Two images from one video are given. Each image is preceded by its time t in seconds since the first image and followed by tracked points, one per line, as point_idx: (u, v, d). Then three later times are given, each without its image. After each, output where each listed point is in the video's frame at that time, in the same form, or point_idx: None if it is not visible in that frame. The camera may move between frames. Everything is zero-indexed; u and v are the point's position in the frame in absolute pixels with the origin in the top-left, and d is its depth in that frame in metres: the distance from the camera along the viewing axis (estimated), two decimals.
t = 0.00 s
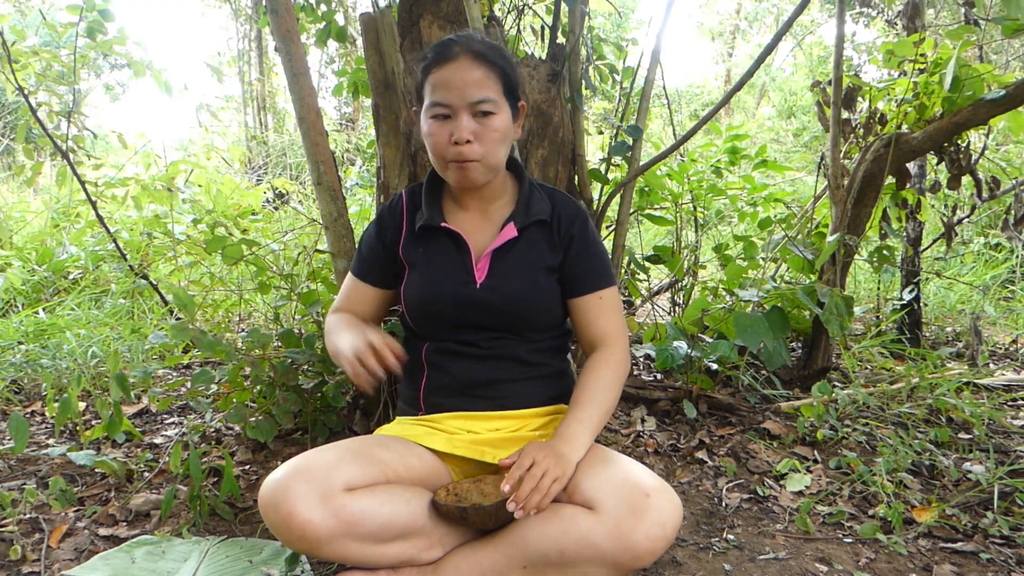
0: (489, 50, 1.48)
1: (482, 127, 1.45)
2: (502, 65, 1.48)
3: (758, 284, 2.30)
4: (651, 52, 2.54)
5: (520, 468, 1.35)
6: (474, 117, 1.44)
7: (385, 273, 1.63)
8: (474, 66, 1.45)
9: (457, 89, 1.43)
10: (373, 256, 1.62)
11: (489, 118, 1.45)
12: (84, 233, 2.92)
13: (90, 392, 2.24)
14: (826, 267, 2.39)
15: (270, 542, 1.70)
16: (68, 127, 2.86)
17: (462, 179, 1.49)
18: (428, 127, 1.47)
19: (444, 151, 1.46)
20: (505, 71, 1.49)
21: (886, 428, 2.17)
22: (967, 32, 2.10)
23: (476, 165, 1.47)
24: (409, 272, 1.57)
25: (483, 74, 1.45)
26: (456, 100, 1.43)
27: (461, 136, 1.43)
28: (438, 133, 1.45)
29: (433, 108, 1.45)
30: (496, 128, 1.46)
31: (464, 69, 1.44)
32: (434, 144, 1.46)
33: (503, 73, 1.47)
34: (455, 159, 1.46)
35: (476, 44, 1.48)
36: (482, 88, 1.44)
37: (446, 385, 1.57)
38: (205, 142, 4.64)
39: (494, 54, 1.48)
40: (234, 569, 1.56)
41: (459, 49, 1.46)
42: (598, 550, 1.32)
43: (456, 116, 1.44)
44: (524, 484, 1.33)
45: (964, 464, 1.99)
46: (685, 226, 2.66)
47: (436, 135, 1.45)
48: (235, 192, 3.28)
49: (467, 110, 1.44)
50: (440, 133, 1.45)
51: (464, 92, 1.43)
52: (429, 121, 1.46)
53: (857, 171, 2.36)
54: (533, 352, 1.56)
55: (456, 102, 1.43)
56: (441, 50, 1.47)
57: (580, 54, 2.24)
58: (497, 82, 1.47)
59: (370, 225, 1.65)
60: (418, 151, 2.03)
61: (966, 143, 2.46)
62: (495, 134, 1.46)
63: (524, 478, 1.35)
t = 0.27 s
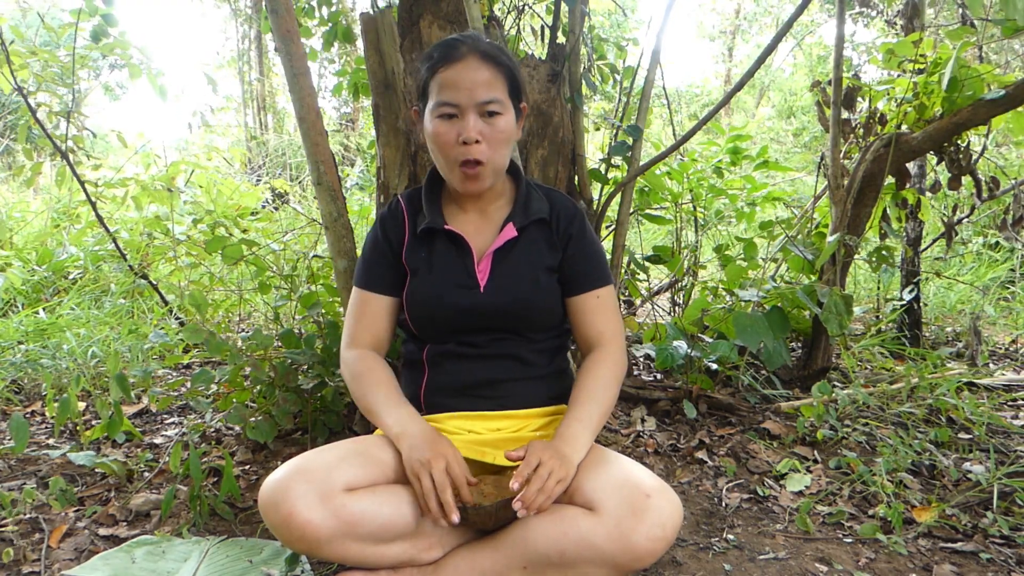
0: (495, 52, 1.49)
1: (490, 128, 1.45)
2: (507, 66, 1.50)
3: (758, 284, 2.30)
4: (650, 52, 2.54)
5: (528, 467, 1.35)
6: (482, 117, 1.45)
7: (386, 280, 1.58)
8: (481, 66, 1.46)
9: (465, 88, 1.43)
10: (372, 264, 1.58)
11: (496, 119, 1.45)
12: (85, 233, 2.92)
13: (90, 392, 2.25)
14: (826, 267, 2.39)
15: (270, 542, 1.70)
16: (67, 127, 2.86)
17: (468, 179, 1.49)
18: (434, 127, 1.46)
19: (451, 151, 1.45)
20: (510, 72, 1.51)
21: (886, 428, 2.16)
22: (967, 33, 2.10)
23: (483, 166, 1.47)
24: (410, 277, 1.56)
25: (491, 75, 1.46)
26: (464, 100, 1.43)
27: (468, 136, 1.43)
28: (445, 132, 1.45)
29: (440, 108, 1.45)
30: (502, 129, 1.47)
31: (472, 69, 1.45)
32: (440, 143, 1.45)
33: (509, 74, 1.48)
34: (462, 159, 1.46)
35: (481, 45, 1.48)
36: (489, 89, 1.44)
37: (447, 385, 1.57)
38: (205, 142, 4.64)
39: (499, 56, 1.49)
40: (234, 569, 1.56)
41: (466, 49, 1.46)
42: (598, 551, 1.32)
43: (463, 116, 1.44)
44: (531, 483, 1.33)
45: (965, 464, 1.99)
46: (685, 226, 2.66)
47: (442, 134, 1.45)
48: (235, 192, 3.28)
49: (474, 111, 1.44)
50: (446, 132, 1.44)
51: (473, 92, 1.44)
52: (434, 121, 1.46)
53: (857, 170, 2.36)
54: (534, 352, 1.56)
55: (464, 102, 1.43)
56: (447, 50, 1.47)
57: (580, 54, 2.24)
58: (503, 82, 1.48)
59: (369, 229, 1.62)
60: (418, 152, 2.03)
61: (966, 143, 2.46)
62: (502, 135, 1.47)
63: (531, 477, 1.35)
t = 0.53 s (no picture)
0: (496, 53, 1.48)
1: (490, 129, 1.45)
2: (508, 67, 1.50)
3: (758, 283, 2.30)
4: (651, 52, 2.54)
5: (523, 468, 1.37)
6: (482, 119, 1.45)
7: (384, 283, 1.58)
8: (483, 68, 1.46)
9: (466, 89, 1.43)
10: (370, 267, 1.57)
11: (496, 121, 1.46)
12: (85, 233, 2.92)
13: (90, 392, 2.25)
14: (826, 267, 2.39)
15: (270, 542, 1.70)
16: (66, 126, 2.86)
17: (468, 181, 1.49)
18: (434, 129, 1.46)
19: (451, 153, 1.45)
20: (511, 74, 1.51)
21: (886, 428, 2.16)
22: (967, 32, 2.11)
23: (483, 167, 1.47)
24: (408, 280, 1.56)
25: (492, 77, 1.46)
26: (466, 101, 1.43)
27: (469, 139, 1.43)
28: (445, 134, 1.44)
29: (441, 109, 1.45)
30: (502, 131, 1.47)
31: (473, 71, 1.45)
32: (439, 144, 1.45)
33: (510, 75, 1.48)
34: (462, 160, 1.46)
35: (481, 46, 1.48)
36: (489, 91, 1.45)
37: (446, 386, 1.57)
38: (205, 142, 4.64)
39: (500, 57, 1.49)
40: (234, 569, 1.56)
41: (467, 50, 1.46)
42: (598, 551, 1.32)
43: (464, 117, 1.44)
44: (525, 483, 1.34)
45: (964, 464, 1.99)
46: (685, 226, 2.66)
47: (442, 135, 1.45)
48: (234, 192, 3.28)
49: (475, 113, 1.44)
50: (446, 134, 1.44)
51: (474, 93, 1.44)
52: (434, 122, 1.45)
53: (857, 170, 2.36)
54: (534, 353, 1.56)
55: (465, 103, 1.43)
56: (447, 51, 1.47)
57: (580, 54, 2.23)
58: (503, 83, 1.48)
59: (367, 232, 1.61)
60: (418, 152, 2.03)
61: (966, 143, 2.47)
62: (502, 137, 1.47)
63: (525, 478, 1.36)
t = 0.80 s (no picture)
0: (497, 55, 1.49)
1: (490, 131, 1.45)
2: (508, 69, 1.50)
3: (758, 284, 2.30)
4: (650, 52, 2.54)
5: (521, 467, 1.36)
6: (482, 120, 1.45)
7: (381, 284, 1.58)
8: (484, 69, 1.46)
9: (467, 90, 1.43)
10: (368, 268, 1.57)
11: (497, 123, 1.46)
12: (84, 233, 2.92)
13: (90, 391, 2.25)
14: (826, 267, 2.39)
15: (270, 542, 1.70)
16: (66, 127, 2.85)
17: (467, 182, 1.49)
18: (434, 130, 1.45)
19: (451, 155, 1.45)
20: (512, 76, 1.51)
21: (886, 428, 2.16)
22: (966, 33, 2.11)
23: (482, 169, 1.47)
24: (405, 281, 1.56)
25: (492, 79, 1.46)
26: (466, 102, 1.43)
27: (469, 141, 1.43)
28: (445, 135, 1.44)
29: (441, 110, 1.44)
30: (502, 133, 1.47)
31: (474, 72, 1.45)
32: (440, 145, 1.45)
33: (511, 77, 1.49)
34: (461, 162, 1.46)
35: (482, 47, 1.48)
36: (490, 92, 1.45)
37: (445, 386, 1.57)
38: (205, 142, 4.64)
39: (500, 59, 1.49)
40: (234, 569, 1.56)
41: (468, 51, 1.46)
42: (598, 551, 1.32)
43: (464, 118, 1.44)
44: (524, 483, 1.34)
45: (965, 464, 1.99)
46: (685, 226, 2.66)
47: (442, 137, 1.45)
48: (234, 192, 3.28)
49: (476, 114, 1.44)
50: (447, 135, 1.44)
51: (475, 95, 1.44)
52: (434, 123, 1.45)
53: (857, 171, 2.36)
54: (532, 353, 1.56)
55: (466, 105, 1.43)
56: (448, 52, 1.46)
57: (580, 54, 2.23)
58: (503, 85, 1.48)
59: (364, 233, 1.61)
60: (418, 152, 2.03)
61: (966, 143, 2.47)
62: (501, 139, 1.47)
63: (523, 478, 1.36)
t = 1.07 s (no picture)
0: (494, 53, 1.49)
1: (487, 130, 1.45)
2: (506, 69, 1.50)
3: (758, 283, 2.30)
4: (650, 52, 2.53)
5: (517, 472, 1.36)
6: (479, 119, 1.45)
7: (379, 284, 1.57)
8: (481, 68, 1.46)
9: (464, 89, 1.43)
10: (365, 268, 1.57)
11: (493, 122, 1.46)
12: (84, 233, 2.92)
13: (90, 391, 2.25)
14: (827, 267, 2.39)
15: (270, 542, 1.70)
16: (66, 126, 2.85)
17: (464, 181, 1.49)
18: (431, 128, 1.45)
19: (448, 153, 1.45)
20: (509, 75, 1.51)
21: (886, 428, 2.16)
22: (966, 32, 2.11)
23: (479, 168, 1.47)
24: (402, 281, 1.55)
25: (489, 78, 1.46)
26: (463, 101, 1.43)
27: (466, 139, 1.43)
28: (442, 134, 1.44)
29: (438, 109, 1.44)
30: (499, 132, 1.47)
31: (471, 71, 1.45)
32: (436, 144, 1.45)
33: (508, 76, 1.49)
34: (458, 161, 1.45)
35: (478, 46, 1.48)
36: (487, 91, 1.45)
37: (443, 387, 1.56)
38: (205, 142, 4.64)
39: (497, 58, 1.49)
40: (234, 569, 1.56)
41: (465, 50, 1.46)
42: (597, 551, 1.32)
43: (461, 117, 1.44)
44: (521, 487, 1.34)
45: (965, 464, 1.99)
46: (685, 227, 2.66)
47: (439, 135, 1.45)
48: (234, 192, 3.28)
49: (473, 113, 1.44)
50: (443, 134, 1.44)
51: (471, 93, 1.44)
52: (431, 121, 1.45)
53: (857, 171, 2.36)
54: (530, 353, 1.56)
55: (463, 104, 1.43)
56: (444, 51, 1.46)
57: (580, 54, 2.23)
58: (500, 84, 1.48)
59: (361, 233, 1.61)
60: (418, 152, 2.03)
61: (966, 143, 2.47)
62: (498, 138, 1.47)
63: (520, 482, 1.36)
